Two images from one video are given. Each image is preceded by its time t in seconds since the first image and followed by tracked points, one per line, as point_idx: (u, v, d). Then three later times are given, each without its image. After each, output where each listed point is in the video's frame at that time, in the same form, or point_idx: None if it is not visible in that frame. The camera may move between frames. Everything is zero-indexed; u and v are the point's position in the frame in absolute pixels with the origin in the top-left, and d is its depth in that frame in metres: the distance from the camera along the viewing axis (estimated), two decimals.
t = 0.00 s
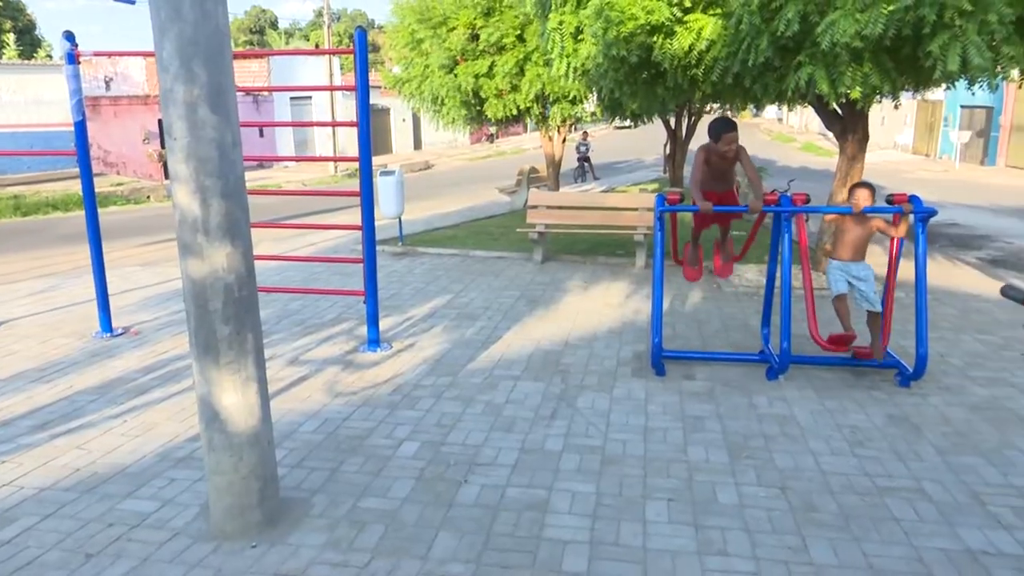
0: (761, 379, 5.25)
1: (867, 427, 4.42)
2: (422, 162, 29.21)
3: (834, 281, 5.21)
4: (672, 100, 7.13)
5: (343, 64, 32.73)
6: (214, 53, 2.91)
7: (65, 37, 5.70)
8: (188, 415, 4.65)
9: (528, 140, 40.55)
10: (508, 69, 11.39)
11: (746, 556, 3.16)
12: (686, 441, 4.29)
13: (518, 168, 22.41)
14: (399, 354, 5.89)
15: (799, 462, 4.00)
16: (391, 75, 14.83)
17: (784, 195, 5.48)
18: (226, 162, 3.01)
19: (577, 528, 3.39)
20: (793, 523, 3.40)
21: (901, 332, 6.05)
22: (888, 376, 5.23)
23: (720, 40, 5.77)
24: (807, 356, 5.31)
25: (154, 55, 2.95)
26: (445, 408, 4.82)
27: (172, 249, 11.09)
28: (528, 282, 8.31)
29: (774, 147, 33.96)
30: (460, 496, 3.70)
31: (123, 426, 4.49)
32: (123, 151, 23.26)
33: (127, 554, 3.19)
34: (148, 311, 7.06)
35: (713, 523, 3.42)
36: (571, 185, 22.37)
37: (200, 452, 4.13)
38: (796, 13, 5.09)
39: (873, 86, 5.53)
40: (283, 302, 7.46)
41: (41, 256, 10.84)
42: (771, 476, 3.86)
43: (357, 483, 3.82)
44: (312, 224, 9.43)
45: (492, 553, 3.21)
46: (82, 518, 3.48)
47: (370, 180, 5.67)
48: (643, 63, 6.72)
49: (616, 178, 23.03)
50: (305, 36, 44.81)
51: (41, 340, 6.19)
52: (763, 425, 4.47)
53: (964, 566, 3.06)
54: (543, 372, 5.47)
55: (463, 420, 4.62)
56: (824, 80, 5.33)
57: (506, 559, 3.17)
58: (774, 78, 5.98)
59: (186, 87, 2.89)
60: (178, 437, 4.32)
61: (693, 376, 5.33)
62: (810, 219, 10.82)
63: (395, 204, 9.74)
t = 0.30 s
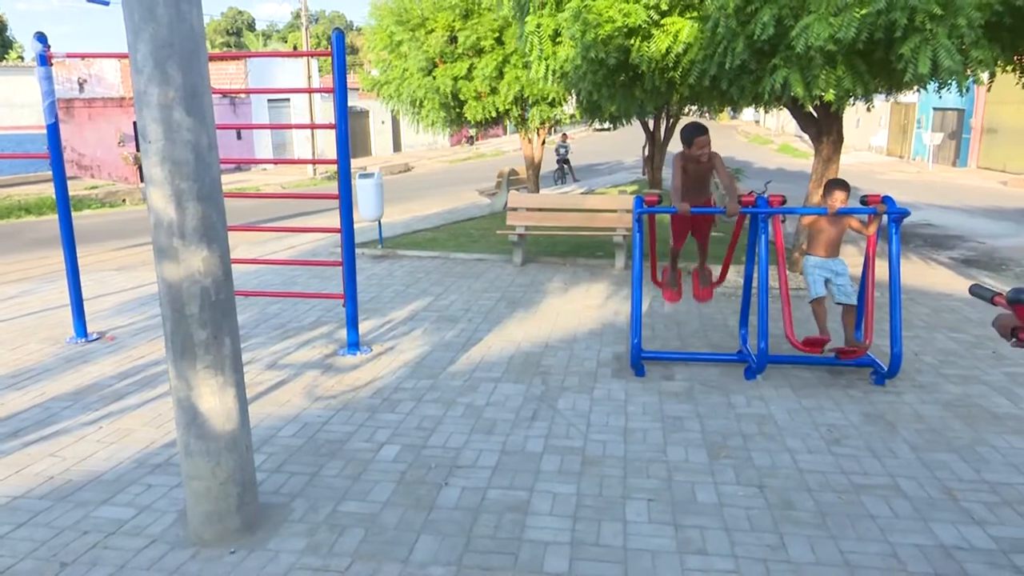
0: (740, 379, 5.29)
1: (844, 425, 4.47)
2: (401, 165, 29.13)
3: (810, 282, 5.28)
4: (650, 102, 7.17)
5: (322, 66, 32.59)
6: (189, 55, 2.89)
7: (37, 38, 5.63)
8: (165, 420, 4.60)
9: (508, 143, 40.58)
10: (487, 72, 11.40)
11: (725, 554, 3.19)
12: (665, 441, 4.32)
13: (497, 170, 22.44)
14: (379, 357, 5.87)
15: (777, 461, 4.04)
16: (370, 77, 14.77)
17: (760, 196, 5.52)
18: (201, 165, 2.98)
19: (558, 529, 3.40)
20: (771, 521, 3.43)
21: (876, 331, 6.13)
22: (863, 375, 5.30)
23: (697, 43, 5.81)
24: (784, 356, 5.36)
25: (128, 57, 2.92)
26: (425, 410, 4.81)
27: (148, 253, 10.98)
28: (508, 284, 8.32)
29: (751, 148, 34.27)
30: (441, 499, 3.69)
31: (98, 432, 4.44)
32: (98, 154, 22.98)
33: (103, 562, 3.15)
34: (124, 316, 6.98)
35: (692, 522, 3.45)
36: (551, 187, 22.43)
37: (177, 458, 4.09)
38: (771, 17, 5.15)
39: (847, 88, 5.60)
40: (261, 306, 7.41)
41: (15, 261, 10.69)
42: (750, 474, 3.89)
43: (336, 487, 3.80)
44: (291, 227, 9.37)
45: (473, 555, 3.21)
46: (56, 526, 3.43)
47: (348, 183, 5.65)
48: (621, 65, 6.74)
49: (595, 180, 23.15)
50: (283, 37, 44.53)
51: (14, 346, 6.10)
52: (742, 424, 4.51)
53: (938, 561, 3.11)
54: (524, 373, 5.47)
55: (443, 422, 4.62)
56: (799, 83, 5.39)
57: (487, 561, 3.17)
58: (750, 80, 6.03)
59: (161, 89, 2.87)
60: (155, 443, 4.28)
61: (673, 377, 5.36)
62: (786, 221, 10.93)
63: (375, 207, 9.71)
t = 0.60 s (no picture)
0: (722, 377, 5.33)
1: (824, 421, 4.51)
2: (384, 166, 29.05)
3: (779, 291, 5.48)
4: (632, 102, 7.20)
5: (303, 67, 32.43)
6: (166, 57, 2.87)
7: (12, 39, 5.56)
8: (145, 425, 4.56)
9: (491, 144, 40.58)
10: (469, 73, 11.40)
11: (708, 551, 3.21)
12: (649, 439, 4.34)
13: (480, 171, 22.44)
14: (362, 358, 5.85)
15: (759, 457, 4.07)
16: (351, 78, 14.71)
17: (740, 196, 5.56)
18: (180, 167, 2.96)
19: (542, 529, 3.41)
20: (753, 518, 3.46)
21: (856, 328, 6.19)
22: (844, 371, 5.35)
23: (677, 44, 5.84)
24: (766, 354, 5.40)
25: (105, 59, 2.90)
26: (409, 412, 4.80)
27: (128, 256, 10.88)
28: (492, 285, 8.32)
29: (732, 148, 34.50)
30: (425, 500, 3.68)
31: (77, 438, 4.39)
32: (76, 156, 22.73)
33: (83, 568, 3.12)
34: (103, 320, 6.91)
35: (676, 519, 3.46)
36: (534, 188, 22.45)
37: (158, 463, 4.06)
38: (750, 17, 5.20)
39: (825, 89, 5.65)
40: (243, 308, 7.37)
41: None
42: (732, 472, 3.92)
43: (320, 490, 3.78)
44: (273, 229, 9.32)
45: (457, 555, 3.21)
46: (35, 533, 3.40)
47: (330, 183, 5.63)
48: (602, 65, 6.76)
49: (577, 180, 23.21)
50: (264, 38, 44.23)
51: None
52: (724, 422, 4.54)
53: (917, 554, 3.15)
54: (507, 374, 5.48)
55: (427, 424, 4.61)
56: (778, 83, 5.44)
57: (471, 561, 3.17)
58: (730, 81, 6.07)
59: (138, 91, 2.84)
60: (136, 448, 4.25)
61: (656, 375, 5.39)
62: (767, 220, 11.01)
63: (357, 209, 9.68)
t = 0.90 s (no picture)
0: (702, 372, 5.36)
1: (803, 415, 4.56)
2: (364, 164, 28.89)
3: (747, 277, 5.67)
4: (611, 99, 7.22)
5: (281, 64, 32.20)
6: (141, 53, 2.84)
7: None
8: (123, 426, 4.52)
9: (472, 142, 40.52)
10: (449, 70, 11.37)
11: (689, 544, 3.24)
12: (630, 435, 4.36)
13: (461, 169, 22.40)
14: (343, 357, 5.83)
15: (739, 451, 4.10)
16: (330, 75, 14.61)
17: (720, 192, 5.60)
18: (156, 166, 2.93)
19: (524, 525, 3.42)
20: (733, 511, 3.49)
21: (834, 323, 6.26)
22: (822, 365, 5.41)
23: (656, 41, 5.87)
24: (745, 349, 5.44)
25: (77, 55, 2.86)
26: (390, 410, 4.79)
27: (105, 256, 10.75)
28: (473, 282, 8.32)
29: (712, 145, 34.71)
30: (407, 498, 3.68)
31: (53, 440, 4.34)
32: (50, 155, 22.39)
33: (60, 572, 3.09)
34: (79, 321, 6.82)
35: (657, 514, 3.49)
36: (515, 185, 22.44)
37: (137, 464, 4.02)
38: (728, 15, 5.24)
39: (802, 86, 5.71)
40: (222, 308, 7.31)
41: None
42: (712, 465, 3.95)
43: (301, 490, 3.76)
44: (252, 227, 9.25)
45: (439, 553, 3.21)
46: (10, 537, 3.35)
47: (309, 181, 5.59)
48: (582, 62, 6.77)
49: (558, 177, 23.22)
50: (241, 35, 43.83)
51: None
52: (705, 417, 4.57)
53: (893, 545, 3.19)
54: (489, 371, 5.48)
55: (409, 422, 4.60)
56: (755, 81, 5.48)
57: (453, 558, 3.17)
58: (709, 78, 6.11)
59: (112, 88, 2.81)
60: (113, 449, 4.20)
61: (637, 371, 5.42)
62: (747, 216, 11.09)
63: (337, 207, 9.63)
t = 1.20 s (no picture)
0: (678, 369, 5.40)
1: (777, 411, 4.61)
2: (340, 164, 28.72)
3: (726, 281, 5.70)
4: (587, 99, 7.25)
5: (255, 64, 31.90)
6: (110, 53, 2.81)
7: None
8: (95, 431, 4.46)
9: (448, 142, 40.44)
10: (425, 71, 11.35)
11: (666, 540, 3.26)
12: (607, 433, 4.38)
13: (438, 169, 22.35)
14: (320, 359, 5.79)
15: (715, 447, 4.14)
16: (305, 74, 14.50)
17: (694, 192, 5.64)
18: (126, 167, 2.90)
19: (502, 524, 3.42)
20: (709, 507, 3.52)
21: (807, 320, 6.34)
22: (795, 362, 5.47)
23: (631, 41, 5.90)
24: (721, 346, 5.49)
25: (44, 55, 2.82)
26: (367, 411, 4.78)
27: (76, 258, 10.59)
28: (450, 282, 8.30)
29: (687, 144, 34.95)
30: (385, 499, 3.67)
31: (23, 446, 4.27)
32: (18, 157, 22.00)
33: None
34: (49, 325, 6.72)
35: (634, 511, 3.51)
36: (492, 185, 22.43)
37: (109, 470, 3.97)
38: (701, 16, 5.28)
39: (774, 86, 5.78)
40: (196, 310, 7.23)
41: None
42: (688, 462, 3.99)
43: (277, 492, 3.74)
44: (226, 229, 9.16)
45: (417, 554, 3.21)
46: None
47: (283, 181, 5.56)
48: (557, 62, 6.79)
49: (535, 176, 23.26)
50: (214, 34, 43.37)
51: None
52: (681, 414, 4.61)
53: (866, 537, 3.24)
54: (467, 371, 5.48)
55: (387, 423, 4.59)
56: (729, 81, 5.53)
57: (432, 558, 3.17)
58: (683, 78, 6.16)
59: (80, 87, 2.78)
60: (85, 455, 4.15)
61: (614, 369, 5.44)
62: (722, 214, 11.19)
63: (313, 207, 9.57)
